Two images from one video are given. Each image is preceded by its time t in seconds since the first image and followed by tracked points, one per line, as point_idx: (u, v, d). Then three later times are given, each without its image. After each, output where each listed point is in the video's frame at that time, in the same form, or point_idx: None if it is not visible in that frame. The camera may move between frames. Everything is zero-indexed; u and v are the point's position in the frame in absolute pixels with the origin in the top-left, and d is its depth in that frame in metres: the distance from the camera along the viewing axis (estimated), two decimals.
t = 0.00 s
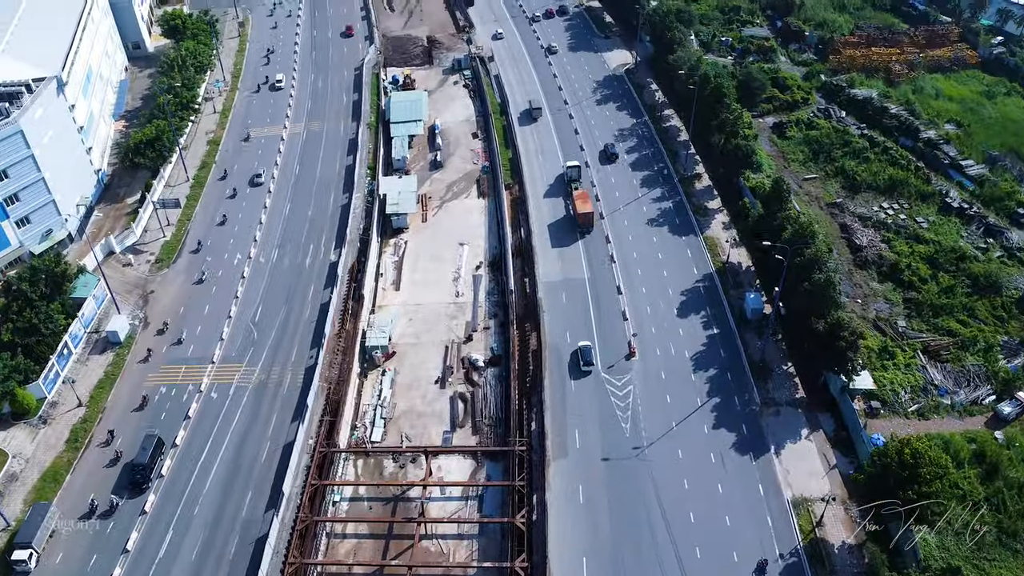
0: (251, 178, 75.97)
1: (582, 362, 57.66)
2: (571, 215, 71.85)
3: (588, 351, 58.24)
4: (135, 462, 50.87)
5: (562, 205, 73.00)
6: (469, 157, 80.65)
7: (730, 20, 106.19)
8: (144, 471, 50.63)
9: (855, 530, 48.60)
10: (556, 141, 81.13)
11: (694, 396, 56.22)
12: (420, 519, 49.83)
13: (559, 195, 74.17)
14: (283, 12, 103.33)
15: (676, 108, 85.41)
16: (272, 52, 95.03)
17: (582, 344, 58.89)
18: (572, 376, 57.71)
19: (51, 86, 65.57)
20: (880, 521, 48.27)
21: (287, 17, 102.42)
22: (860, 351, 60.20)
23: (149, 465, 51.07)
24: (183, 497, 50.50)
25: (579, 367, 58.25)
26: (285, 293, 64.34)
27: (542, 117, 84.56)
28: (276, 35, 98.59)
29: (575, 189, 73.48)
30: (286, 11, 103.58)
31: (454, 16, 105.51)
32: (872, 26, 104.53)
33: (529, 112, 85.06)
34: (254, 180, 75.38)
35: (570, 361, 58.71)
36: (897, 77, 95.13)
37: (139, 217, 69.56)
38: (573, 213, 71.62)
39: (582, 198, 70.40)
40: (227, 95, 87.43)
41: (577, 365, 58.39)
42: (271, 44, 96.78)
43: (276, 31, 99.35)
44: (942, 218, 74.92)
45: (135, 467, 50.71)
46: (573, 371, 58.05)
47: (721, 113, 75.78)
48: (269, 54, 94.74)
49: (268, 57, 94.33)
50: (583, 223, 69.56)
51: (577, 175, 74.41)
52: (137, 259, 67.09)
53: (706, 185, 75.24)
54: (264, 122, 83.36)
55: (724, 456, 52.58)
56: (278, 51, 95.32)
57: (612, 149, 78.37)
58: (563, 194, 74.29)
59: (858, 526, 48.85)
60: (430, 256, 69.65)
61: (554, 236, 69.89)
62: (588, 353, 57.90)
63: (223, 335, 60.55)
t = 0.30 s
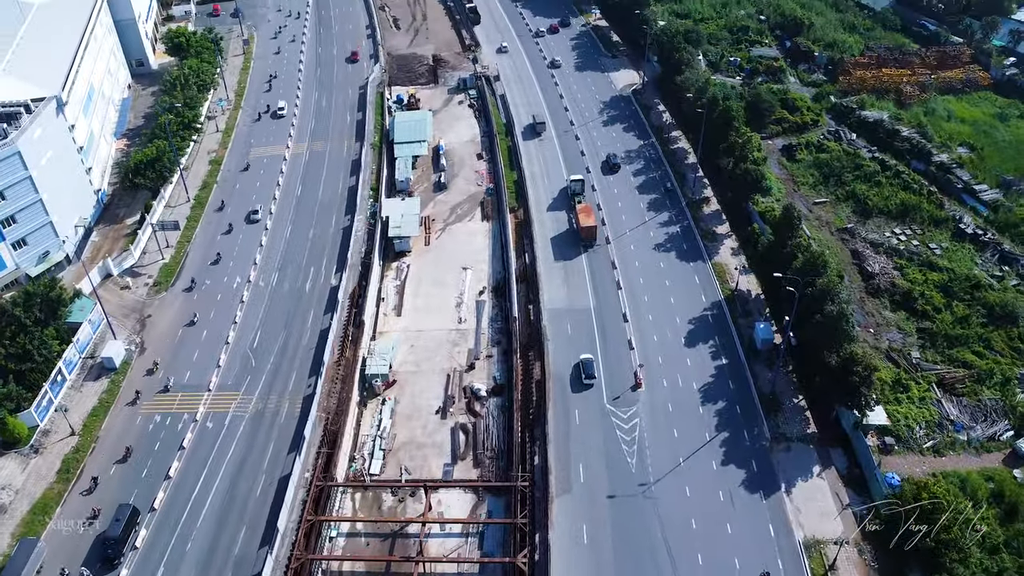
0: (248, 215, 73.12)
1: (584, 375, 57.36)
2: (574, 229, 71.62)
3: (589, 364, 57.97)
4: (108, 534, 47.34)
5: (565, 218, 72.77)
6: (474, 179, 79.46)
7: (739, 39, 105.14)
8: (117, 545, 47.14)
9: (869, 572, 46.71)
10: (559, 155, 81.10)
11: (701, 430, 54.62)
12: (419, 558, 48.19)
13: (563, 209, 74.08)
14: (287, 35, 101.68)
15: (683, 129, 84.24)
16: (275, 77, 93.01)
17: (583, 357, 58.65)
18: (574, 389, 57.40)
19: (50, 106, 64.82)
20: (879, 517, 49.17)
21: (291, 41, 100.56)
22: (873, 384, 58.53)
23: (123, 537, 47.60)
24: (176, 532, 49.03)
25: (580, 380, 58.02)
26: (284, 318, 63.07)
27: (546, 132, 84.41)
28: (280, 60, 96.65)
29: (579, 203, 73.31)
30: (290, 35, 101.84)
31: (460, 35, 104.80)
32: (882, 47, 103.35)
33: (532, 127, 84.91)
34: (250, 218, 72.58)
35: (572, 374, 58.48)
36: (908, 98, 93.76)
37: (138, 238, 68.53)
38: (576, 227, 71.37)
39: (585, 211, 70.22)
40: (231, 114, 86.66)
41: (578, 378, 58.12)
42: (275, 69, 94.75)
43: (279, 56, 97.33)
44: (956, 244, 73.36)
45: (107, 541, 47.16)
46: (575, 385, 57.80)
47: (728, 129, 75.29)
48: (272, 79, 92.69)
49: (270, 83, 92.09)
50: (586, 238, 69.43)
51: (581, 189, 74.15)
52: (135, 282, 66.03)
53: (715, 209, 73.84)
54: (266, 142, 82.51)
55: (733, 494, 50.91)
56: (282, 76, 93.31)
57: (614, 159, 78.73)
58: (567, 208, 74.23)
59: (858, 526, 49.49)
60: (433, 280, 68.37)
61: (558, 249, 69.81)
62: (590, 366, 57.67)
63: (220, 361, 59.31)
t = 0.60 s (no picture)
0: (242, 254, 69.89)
1: (585, 389, 57.32)
2: (578, 243, 71.42)
3: (591, 377, 57.92)
4: None
5: (569, 231, 72.74)
6: (479, 201, 78.18)
7: (748, 59, 104.02)
8: None
9: None
10: (563, 168, 81.19)
11: (710, 466, 52.98)
12: None
13: (567, 222, 74.01)
14: (291, 58, 99.91)
15: (691, 151, 83.03)
16: (278, 103, 90.95)
17: (586, 370, 58.59)
18: (575, 402, 57.27)
19: (50, 126, 64.00)
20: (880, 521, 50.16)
21: (294, 66, 98.44)
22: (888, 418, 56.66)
23: None
24: (167, 567, 47.53)
25: (582, 394, 57.95)
26: (283, 343, 61.80)
27: (550, 146, 84.36)
28: (283, 86, 94.46)
29: (582, 217, 73.23)
30: (294, 58, 99.96)
31: (466, 53, 104.05)
32: (893, 67, 102.06)
33: (536, 141, 84.76)
34: (244, 257, 69.36)
35: (575, 387, 58.41)
36: (920, 120, 92.28)
37: (137, 260, 67.47)
38: (580, 241, 71.23)
39: (588, 225, 69.96)
40: (234, 132, 85.86)
41: (580, 391, 58.04)
42: (278, 95, 92.71)
43: (282, 81, 95.21)
44: (971, 272, 71.65)
45: None
46: (577, 398, 57.68)
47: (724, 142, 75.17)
48: (274, 104, 90.78)
49: (272, 110, 89.86)
50: (590, 251, 69.26)
51: (584, 202, 74.25)
52: (132, 305, 64.92)
53: (724, 234, 72.31)
54: (269, 161, 81.66)
55: (743, 533, 49.19)
56: (285, 102, 91.24)
57: (617, 170, 79.12)
58: (571, 221, 74.14)
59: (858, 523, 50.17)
60: (436, 305, 67.03)
61: (561, 262, 69.67)
62: (591, 379, 57.64)
63: (217, 389, 57.99)
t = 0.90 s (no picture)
0: (236, 294, 66.92)
1: (588, 402, 57.11)
2: (581, 256, 71.27)
3: (594, 390, 57.71)
4: None
5: (573, 244, 72.60)
6: (483, 223, 76.95)
7: (757, 79, 102.88)
8: None
9: None
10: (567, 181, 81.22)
11: (719, 503, 51.26)
12: None
13: (570, 236, 73.83)
14: (295, 81, 98.04)
15: (700, 173, 81.82)
16: (279, 129, 88.76)
17: (588, 382, 58.40)
18: (577, 415, 57.04)
19: (48, 146, 63.10)
20: (877, 521, 50.86)
21: (296, 91, 96.13)
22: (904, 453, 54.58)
23: None
24: None
25: (584, 407, 57.72)
26: (282, 370, 60.41)
27: (554, 160, 84.26)
28: (285, 111, 92.17)
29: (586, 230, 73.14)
30: (298, 82, 97.87)
31: (472, 71, 103.23)
32: (905, 88, 100.72)
33: (540, 156, 84.64)
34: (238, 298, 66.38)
35: (577, 400, 58.11)
36: (932, 142, 90.76)
37: (135, 282, 66.37)
38: (583, 254, 71.09)
39: (592, 239, 69.90)
40: (237, 151, 85.02)
41: (582, 404, 57.82)
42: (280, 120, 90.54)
43: (285, 107, 92.90)
44: (987, 299, 69.87)
45: None
46: (578, 411, 57.44)
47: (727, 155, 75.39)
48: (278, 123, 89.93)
49: (273, 137, 87.56)
50: (594, 264, 69.12)
51: (588, 216, 74.27)
52: (130, 329, 63.78)
53: (733, 260, 70.81)
54: (272, 180, 80.75)
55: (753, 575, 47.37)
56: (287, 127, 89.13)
57: (619, 181, 79.53)
58: (575, 234, 74.02)
59: (855, 524, 50.61)
60: (438, 330, 65.65)
61: (564, 275, 69.47)
62: (594, 392, 57.43)
63: (213, 418, 56.65)
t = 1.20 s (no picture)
0: (227, 338, 63.90)
1: (591, 415, 56.86)
2: (585, 270, 71.07)
3: (597, 403, 57.41)
4: None
5: (576, 258, 72.40)
6: (487, 245, 75.63)
7: (767, 99, 101.66)
8: None
9: None
10: (571, 195, 81.05)
11: (729, 542, 49.44)
12: None
13: (574, 250, 73.65)
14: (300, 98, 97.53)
15: (708, 196, 80.46)
16: (280, 157, 86.21)
17: (591, 395, 58.15)
18: (579, 428, 56.75)
19: (46, 167, 62.19)
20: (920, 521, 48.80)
21: (298, 118, 93.44)
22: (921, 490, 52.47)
23: None
24: None
25: (587, 420, 57.47)
26: (280, 397, 59.04)
27: (558, 175, 84.11)
28: (287, 138, 89.63)
29: (589, 244, 72.93)
30: (301, 105, 96.06)
31: (478, 90, 102.36)
32: (917, 109, 99.37)
33: (544, 170, 84.60)
34: (229, 341, 63.18)
35: (579, 413, 57.90)
36: (945, 165, 89.14)
37: (133, 305, 65.23)
38: (587, 268, 70.88)
39: (596, 253, 69.80)
40: (239, 170, 84.11)
41: (584, 418, 57.59)
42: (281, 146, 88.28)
43: (288, 125, 92.05)
44: (1004, 328, 67.99)
45: None
46: (581, 423, 57.21)
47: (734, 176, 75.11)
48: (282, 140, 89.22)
49: (276, 158, 86.26)
50: (597, 278, 68.94)
51: (592, 230, 74.12)
52: (126, 353, 62.55)
53: (742, 285, 69.24)
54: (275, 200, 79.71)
55: None
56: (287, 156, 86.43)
57: (621, 192, 79.74)
58: (578, 248, 73.82)
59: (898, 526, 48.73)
60: (440, 357, 64.21)
61: (568, 289, 69.22)
62: (597, 405, 57.16)
63: (209, 447, 55.25)
